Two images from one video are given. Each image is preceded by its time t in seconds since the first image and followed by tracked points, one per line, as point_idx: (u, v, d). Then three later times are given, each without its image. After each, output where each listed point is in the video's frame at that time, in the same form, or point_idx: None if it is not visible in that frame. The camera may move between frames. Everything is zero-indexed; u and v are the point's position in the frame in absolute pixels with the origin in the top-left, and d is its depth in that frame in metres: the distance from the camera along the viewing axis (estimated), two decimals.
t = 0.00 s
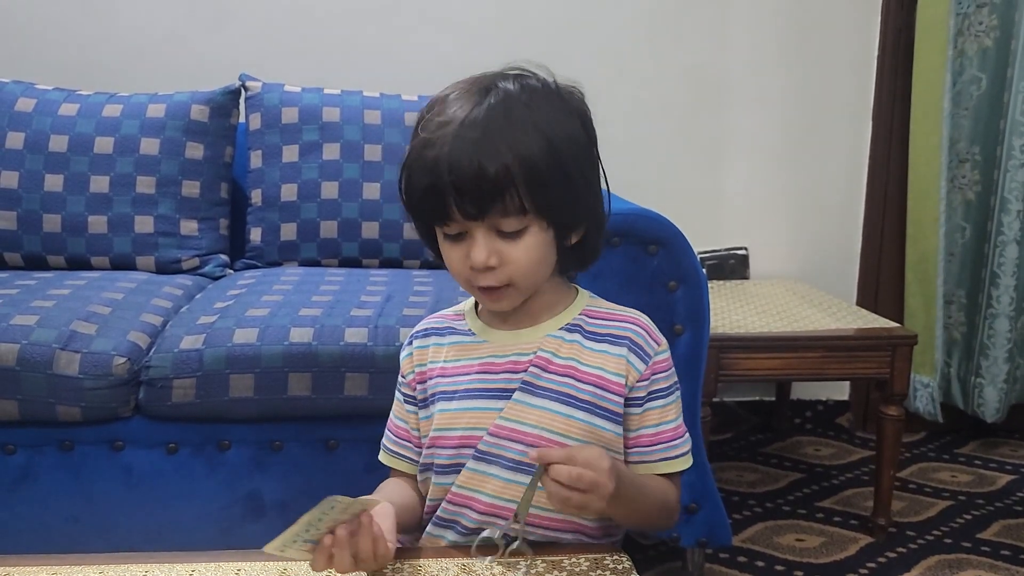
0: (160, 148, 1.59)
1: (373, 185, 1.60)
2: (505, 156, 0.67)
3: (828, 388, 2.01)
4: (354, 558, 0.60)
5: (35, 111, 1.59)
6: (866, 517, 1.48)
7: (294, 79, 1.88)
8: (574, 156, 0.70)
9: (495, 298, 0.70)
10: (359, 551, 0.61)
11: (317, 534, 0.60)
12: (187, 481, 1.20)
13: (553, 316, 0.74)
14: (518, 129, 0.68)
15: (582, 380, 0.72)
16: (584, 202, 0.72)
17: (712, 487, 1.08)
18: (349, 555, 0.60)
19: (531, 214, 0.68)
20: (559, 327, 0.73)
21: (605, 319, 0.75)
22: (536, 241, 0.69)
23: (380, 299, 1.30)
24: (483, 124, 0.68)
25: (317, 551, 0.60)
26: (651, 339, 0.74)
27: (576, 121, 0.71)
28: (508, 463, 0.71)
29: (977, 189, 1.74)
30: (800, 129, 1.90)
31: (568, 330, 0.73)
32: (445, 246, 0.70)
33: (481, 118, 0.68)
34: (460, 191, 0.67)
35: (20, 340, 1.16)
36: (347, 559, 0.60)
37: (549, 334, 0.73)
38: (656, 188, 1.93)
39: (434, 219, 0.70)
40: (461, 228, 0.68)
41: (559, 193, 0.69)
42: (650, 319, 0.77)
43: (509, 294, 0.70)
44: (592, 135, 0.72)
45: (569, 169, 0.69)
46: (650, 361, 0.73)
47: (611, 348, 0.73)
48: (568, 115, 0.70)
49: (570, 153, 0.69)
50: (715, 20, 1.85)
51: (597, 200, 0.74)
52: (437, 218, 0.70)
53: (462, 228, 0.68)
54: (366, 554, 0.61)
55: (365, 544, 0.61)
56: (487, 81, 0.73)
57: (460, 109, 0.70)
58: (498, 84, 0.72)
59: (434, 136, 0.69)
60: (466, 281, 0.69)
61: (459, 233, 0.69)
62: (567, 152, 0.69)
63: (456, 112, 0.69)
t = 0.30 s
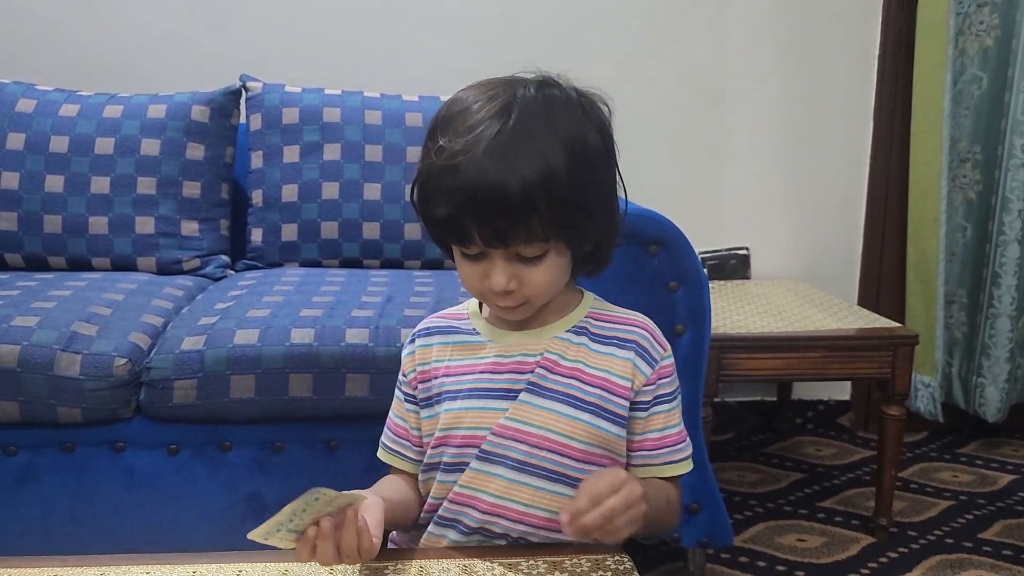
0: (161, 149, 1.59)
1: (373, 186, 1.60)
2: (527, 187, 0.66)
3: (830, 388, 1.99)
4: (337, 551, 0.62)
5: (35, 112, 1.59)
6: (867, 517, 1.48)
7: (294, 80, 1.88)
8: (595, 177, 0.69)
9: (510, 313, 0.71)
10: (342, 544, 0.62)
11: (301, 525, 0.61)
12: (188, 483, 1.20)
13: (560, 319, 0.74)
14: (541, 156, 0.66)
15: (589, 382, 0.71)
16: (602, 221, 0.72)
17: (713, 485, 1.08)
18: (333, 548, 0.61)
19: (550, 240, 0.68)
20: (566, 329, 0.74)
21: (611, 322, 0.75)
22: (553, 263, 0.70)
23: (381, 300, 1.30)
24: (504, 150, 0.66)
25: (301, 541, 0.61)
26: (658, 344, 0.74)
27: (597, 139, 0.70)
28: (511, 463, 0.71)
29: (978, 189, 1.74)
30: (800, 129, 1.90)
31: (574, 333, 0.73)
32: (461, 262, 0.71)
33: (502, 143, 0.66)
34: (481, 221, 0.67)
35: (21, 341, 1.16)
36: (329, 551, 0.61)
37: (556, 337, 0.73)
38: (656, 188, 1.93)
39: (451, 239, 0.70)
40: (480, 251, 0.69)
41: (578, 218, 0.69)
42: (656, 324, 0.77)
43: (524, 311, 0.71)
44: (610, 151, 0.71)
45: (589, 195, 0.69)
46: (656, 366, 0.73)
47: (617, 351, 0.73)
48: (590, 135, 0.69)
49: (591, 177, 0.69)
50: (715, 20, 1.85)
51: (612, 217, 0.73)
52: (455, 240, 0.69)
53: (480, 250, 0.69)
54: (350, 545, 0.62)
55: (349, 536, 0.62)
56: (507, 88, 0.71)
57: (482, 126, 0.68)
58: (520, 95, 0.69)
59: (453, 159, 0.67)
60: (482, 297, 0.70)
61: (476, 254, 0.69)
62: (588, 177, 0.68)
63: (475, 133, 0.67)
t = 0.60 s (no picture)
0: (164, 150, 1.59)
1: (376, 186, 1.60)
2: (542, 184, 0.66)
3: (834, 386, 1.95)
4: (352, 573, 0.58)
5: (39, 114, 1.60)
6: (871, 515, 1.48)
7: (296, 80, 1.88)
8: (607, 175, 0.69)
9: (523, 316, 0.71)
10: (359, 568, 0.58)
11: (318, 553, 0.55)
12: (192, 483, 1.20)
13: (567, 322, 0.74)
14: (555, 154, 0.66)
15: (600, 388, 0.71)
16: (613, 220, 0.72)
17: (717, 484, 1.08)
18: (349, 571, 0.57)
19: (563, 240, 0.68)
20: (575, 331, 0.73)
21: (620, 323, 0.75)
22: (566, 264, 0.70)
23: (385, 300, 1.30)
24: (518, 148, 0.66)
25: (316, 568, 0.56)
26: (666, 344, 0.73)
27: (608, 136, 0.70)
28: (522, 469, 0.71)
29: (981, 186, 1.73)
30: (803, 127, 1.90)
31: (583, 336, 0.73)
32: (474, 265, 0.71)
33: (515, 141, 0.66)
34: (495, 220, 0.67)
35: (26, 342, 1.16)
36: None
37: (566, 341, 0.73)
38: (659, 187, 1.93)
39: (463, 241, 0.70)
40: (492, 252, 0.68)
41: (592, 217, 0.69)
42: (662, 323, 0.77)
43: (537, 314, 0.71)
44: (621, 148, 0.72)
45: (602, 193, 0.69)
46: (664, 367, 0.73)
47: (626, 353, 0.73)
48: (601, 132, 0.69)
49: (604, 175, 0.69)
50: (717, 18, 1.85)
51: (624, 216, 0.74)
52: (468, 241, 0.69)
53: (493, 252, 0.68)
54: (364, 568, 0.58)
55: (366, 561, 0.58)
56: (516, 87, 0.71)
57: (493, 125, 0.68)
58: (530, 94, 0.69)
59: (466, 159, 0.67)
60: (495, 301, 0.70)
61: (489, 255, 0.69)
62: (602, 175, 0.69)
63: (487, 131, 0.67)
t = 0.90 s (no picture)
0: (163, 156, 1.60)
1: (374, 190, 1.60)
2: (541, 192, 0.66)
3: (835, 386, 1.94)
4: None
5: (38, 122, 1.60)
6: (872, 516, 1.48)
7: (294, 86, 1.89)
8: (604, 181, 0.70)
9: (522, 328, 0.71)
10: None
11: None
12: (190, 489, 1.20)
13: (561, 329, 0.74)
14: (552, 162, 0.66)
15: (592, 397, 0.72)
16: (611, 228, 0.72)
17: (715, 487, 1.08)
18: None
19: (562, 249, 0.68)
20: (568, 339, 0.74)
21: (611, 330, 0.75)
22: (564, 274, 0.70)
23: (383, 305, 1.30)
24: (515, 157, 0.66)
25: None
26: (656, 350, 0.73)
27: (603, 143, 0.70)
28: (516, 479, 0.71)
29: (982, 184, 1.73)
30: (802, 127, 1.89)
31: (575, 344, 0.74)
32: (471, 278, 0.71)
33: (511, 150, 0.67)
34: (495, 231, 0.67)
35: (25, 350, 1.17)
36: None
37: (558, 349, 0.73)
38: (658, 188, 1.93)
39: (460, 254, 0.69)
40: (490, 263, 0.69)
41: (590, 225, 0.69)
42: (654, 328, 0.77)
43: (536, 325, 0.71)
44: (616, 155, 0.72)
45: (600, 199, 0.69)
46: (655, 373, 0.73)
47: (618, 361, 0.73)
48: (596, 138, 0.69)
49: (601, 182, 0.69)
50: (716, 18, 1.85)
51: (621, 223, 0.74)
52: (466, 254, 0.69)
53: (491, 264, 0.68)
54: None
55: None
56: (508, 96, 0.71)
57: (487, 133, 0.68)
58: (523, 103, 0.70)
59: (462, 169, 0.67)
60: (493, 314, 0.70)
61: (487, 268, 0.69)
62: (599, 181, 0.69)
63: (482, 140, 0.67)
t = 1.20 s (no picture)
0: (166, 161, 1.60)
1: (376, 193, 1.61)
2: (530, 201, 0.66)
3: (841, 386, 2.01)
4: None
5: (42, 128, 1.61)
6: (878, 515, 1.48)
7: (296, 89, 1.89)
8: (592, 188, 0.70)
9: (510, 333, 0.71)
10: None
11: None
12: (196, 493, 1.21)
13: (551, 331, 0.74)
14: (541, 170, 0.66)
15: (583, 397, 0.72)
16: (600, 234, 0.72)
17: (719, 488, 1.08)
18: None
19: (551, 256, 0.69)
20: (558, 340, 0.73)
21: (601, 330, 0.75)
22: (552, 280, 0.70)
23: (385, 308, 1.30)
24: (503, 165, 0.66)
25: None
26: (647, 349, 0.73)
27: (590, 150, 0.70)
28: (510, 481, 0.71)
29: (987, 182, 1.72)
30: (804, 126, 1.89)
31: (565, 344, 0.73)
32: (460, 285, 0.71)
33: (500, 158, 0.66)
34: (485, 240, 0.67)
35: (30, 356, 1.17)
36: None
37: (548, 350, 0.73)
38: (661, 188, 1.92)
39: (449, 261, 0.69)
40: (479, 271, 0.69)
41: (580, 232, 0.69)
42: (642, 327, 0.77)
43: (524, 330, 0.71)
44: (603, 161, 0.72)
45: (588, 207, 0.69)
46: (647, 372, 0.73)
47: (609, 361, 0.73)
48: (583, 145, 0.69)
49: (589, 189, 0.69)
50: (717, 17, 1.85)
51: (610, 229, 0.74)
52: (455, 262, 0.69)
53: (479, 271, 0.69)
54: None
55: None
56: (495, 102, 0.71)
57: (474, 142, 0.67)
58: (510, 110, 0.69)
59: (451, 178, 0.67)
60: (481, 321, 0.70)
61: (475, 275, 0.69)
62: (587, 188, 0.69)
63: (470, 149, 0.67)
